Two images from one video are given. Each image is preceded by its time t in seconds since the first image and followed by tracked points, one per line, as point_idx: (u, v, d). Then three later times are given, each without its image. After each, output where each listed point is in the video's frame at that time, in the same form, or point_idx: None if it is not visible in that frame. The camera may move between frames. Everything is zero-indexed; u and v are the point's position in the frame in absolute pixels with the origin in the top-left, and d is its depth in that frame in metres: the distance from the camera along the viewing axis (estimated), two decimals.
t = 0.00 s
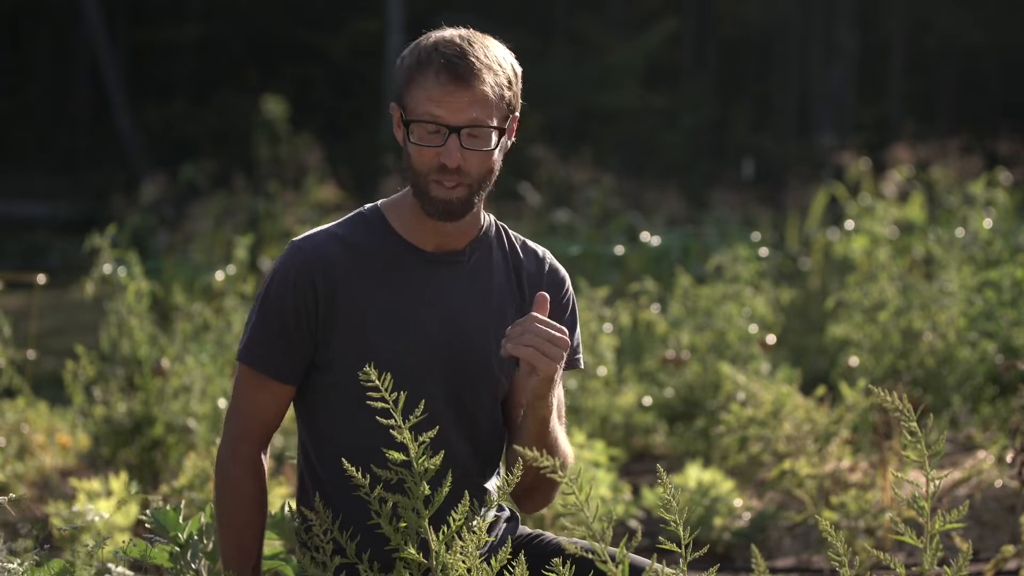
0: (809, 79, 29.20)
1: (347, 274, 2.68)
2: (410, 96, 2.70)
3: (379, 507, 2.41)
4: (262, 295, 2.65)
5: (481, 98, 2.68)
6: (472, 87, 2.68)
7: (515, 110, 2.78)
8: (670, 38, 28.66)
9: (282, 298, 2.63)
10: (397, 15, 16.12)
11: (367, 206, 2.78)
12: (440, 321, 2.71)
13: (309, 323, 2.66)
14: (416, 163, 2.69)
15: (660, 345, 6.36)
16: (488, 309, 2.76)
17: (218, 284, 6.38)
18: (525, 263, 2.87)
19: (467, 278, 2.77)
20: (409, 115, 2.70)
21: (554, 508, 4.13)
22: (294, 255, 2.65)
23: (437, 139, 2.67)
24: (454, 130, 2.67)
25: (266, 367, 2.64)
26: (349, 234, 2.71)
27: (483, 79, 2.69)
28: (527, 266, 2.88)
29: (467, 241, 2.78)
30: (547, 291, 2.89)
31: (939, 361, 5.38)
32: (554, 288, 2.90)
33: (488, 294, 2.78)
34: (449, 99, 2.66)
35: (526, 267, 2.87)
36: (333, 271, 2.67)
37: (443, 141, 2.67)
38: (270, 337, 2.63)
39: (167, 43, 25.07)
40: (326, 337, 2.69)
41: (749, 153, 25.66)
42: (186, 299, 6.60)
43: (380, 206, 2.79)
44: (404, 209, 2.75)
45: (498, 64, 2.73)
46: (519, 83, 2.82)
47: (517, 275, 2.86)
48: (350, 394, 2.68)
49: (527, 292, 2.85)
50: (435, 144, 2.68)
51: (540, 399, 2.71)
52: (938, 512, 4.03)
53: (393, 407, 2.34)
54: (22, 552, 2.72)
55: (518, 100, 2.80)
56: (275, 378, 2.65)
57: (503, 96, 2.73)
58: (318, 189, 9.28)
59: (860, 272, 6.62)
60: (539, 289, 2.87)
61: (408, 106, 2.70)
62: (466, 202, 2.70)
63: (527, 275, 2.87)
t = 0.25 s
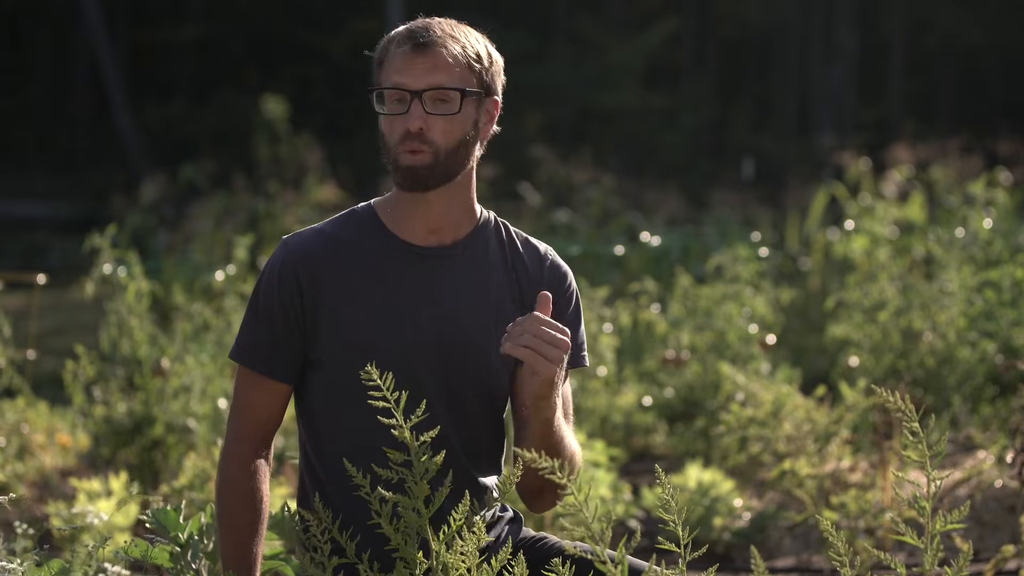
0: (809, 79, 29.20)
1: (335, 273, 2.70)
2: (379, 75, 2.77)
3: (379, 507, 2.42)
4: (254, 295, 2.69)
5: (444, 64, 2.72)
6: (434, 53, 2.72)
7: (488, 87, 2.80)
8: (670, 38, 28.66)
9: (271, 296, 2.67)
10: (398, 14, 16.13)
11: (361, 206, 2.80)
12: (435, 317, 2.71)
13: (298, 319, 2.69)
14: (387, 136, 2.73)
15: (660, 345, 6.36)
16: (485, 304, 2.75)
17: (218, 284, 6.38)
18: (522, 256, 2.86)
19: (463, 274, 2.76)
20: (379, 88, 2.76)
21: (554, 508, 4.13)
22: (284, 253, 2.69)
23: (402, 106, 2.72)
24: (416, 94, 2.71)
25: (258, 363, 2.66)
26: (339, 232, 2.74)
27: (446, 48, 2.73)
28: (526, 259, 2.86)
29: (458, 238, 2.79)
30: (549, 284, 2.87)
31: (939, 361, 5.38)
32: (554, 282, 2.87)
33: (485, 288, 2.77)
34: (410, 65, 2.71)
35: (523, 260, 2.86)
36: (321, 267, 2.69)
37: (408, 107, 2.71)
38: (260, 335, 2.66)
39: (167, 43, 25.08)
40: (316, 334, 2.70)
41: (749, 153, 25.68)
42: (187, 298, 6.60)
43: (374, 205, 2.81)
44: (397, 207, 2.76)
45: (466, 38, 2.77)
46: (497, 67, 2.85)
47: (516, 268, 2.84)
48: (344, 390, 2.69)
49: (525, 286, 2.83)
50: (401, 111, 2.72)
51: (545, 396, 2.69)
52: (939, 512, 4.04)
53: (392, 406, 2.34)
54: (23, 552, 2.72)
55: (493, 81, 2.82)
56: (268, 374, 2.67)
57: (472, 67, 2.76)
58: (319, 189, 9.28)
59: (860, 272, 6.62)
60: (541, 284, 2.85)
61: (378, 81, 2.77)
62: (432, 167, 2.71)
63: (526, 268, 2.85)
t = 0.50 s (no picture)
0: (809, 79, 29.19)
1: (335, 272, 2.70)
2: (379, 80, 2.77)
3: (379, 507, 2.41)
4: (254, 296, 2.70)
5: (445, 72, 2.72)
6: (436, 59, 2.72)
7: (488, 91, 2.80)
8: (670, 38, 28.66)
9: (272, 295, 2.67)
10: (398, 14, 16.13)
11: (361, 205, 2.80)
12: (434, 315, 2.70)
13: (298, 318, 2.69)
14: (389, 143, 2.74)
15: (660, 345, 6.36)
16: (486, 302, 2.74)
17: (218, 284, 6.38)
18: (523, 252, 2.85)
19: (463, 271, 2.76)
20: (380, 93, 2.75)
21: (553, 508, 4.13)
22: (286, 252, 2.69)
23: (403, 113, 2.72)
24: (418, 102, 2.71)
25: (259, 362, 2.66)
26: (340, 230, 2.74)
27: (447, 54, 2.73)
28: (525, 255, 2.84)
29: (459, 235, 2.78)
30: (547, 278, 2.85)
31: (939, 361, 5.38)
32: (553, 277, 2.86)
33: (486, 285, 2.76)
34: (412, 72, 2.71)
35: (524, 255, 2.84)
36: (321, 266, 2.69)
37: (409, 114, 2.71)
38: (261, 334, 2.66)
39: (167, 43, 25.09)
40: (317, 332, 2.70)
41: (750, 154, 25.69)
42: (187, 298, 6.61)
43: (374, 204, 2.81)
44: (397, 205, 2.76)
45: (466, 41, 2.76)
46: (497, 67, 2.84)
47: (514, 263, 2.83)
48: (345, 390, 2.69)
49: (526, 281, 2.82)
50: (402, 117, 2.72)
51: (543, 399, 2.64)
52: (939, 512, 4.04)
53: (393, 406, 2.33)
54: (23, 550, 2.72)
55: (493, 83, 2.81)
56: (269, 373, 2.67)
57: (472, 71, 2.75)
58: (319, 188, 9.28)
59: (860, 272, 6.62)
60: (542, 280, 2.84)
61: (378, 85, 2.76)
62: (435, 176, 2.72)
63: (526, 263, 2.83)
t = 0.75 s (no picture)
0: (809, 79, 29.17)
1: (334, 272, 2.70)
2: (371, 79, 2.76)
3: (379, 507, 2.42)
4: (252, 297, 2.70)
5: (439, 67, 2.71)
6: (429, 56, 2.71)
7: (481, 84, 2.79)
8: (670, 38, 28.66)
9: (270, 297, 2.68)
10: (398, 14, 16.14)
11: (359, 206, 2.81)
12: (435, 316, 2.70)
13: (297, 319, 2.70)
14: (385, 141, 2.72)
15: (660, 345, 6.36)
16: (485, 301, 2.74)
17: (218, 284, 6.38)
18: (523, 250, 2.83)
19: (462, 270, 2.75)
20: (373, 92, 2.74)
21: (553, 508, 4.13)
22: (283, 253, 2.70)
23: (399, 109, 2.71)
24: (413, 97, 2.70)
25: (258, 363, 2.67)
26: (337, 232, 2.74)
27: (438, 49, 2.72)
28: (524, 254, 2.83)
29: (458, 234, 2.78)
30: (545, 276, 2.84)
31: (939, 361, 5.38)
32: (552, 276, 2.85)
33: (485, 285, 2.76)
34: (407, 70, 2.70)
35: (524, 253, 2.83)
36: (319, 266, 2.70)
37: (405, 110, 2.70)
38: (260, 336, 2.67)
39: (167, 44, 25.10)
40: (315, 334, 2.71)
41: (750, 154, 25.70)
42: (187, 298, 6.61)
43: (374, 205, 2.81)
44: (395, 207, 2.76)
45: (456, 38, 2.76)
46: (488, 61, 2.83)
47: (513, 262, 2.82)
48: (345, 390, 2.69)
49: (525, 282, 2.81)
50: (398, 115, 2.71)
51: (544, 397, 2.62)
52: (939, 512, 4.04)
53: (395, 406, 2.34)
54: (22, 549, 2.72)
55: (485, 77, 2.80)
56: (267, 375, 2.68)
57: (465, 67, 2.75)
58: (319, 188, 9.29)
59: (860, 272, 6.62)
60: (542, 280, 2.83)
61: (372, 85, 2.75)
62: (434, 171, 2.70)
63: (526, 260, 2.82)
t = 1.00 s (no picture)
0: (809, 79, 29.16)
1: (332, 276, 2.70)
2: (370, 81, 2.74)
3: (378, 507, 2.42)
4: (251, 303, 2.70)
5: (438, 69, 2.70)
6: (427, 58, 2.70)
7: (478, 85, 2.78)
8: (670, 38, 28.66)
9: (269, 301, 2.68)
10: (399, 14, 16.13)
11: (357, 209, 2.80)
12: (433, 317, 2.70)
13: (296, 323, 2.70)
14: (385, 144, 2.71)
15: (660, 345, 6.36)
16: (483, 303, 2.74)
17: (218, 284, 6.38)
18: (521, 251, 2.83)
19: (460, 271, 2.75)
20: (372, 95, 2.73)
21: (554, 508, 4.14)
22: (281, 259, 2.70)
23: (398, 111, 2.70)
24: (413, 99, 2.69)
25: (258, 369, 2.68)
26: (335, 236, 2.74)
27: (437, 51, 2.71)
28: (521, 253, 2.83)
29: (456, 237, 2.77)
30: (542, 277, 2.83)
31: (939, 362, 5.38)
32: (548, 277, 2.84)
33: (483, 286, 2.76)
34: (405, 72, 2.69)
35: (522, 254, 2.83)
36: (317, 270, 2.70)
37: (404, 112, 2.69)
38: (258, 341, 2.68)
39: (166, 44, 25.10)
40: (314, 337, 2.71)
41: (750, 154, 25.69)
42: (186, 298, 6.61)
43: (371, 208, 2.80)
44: (393, 209, 2.76)
45: (451, 38, 2.75)
46: (484, 61, 2.83)
47: (511, 263, 2.81)
48: (343, 393, 2.69)
49: (523, 283, 2.80)
50: (398, 118, 2.70)
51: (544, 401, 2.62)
52: (938, 511, 4.04)
53: (394, 406, 2.34)
54: (23, 549, 2.72)
55: (481, 77, 2.80)
56: (267, 380, 2.69)
57: (463, 68, 2.74)
58: (318, 188, 9.28)
59: (861, 272, 6.62)
60: (540, 281, 2.83)
61: (370, 87, 2.74)
62: (435, 173, 2.70)
63: (523, 261, 2.82)
